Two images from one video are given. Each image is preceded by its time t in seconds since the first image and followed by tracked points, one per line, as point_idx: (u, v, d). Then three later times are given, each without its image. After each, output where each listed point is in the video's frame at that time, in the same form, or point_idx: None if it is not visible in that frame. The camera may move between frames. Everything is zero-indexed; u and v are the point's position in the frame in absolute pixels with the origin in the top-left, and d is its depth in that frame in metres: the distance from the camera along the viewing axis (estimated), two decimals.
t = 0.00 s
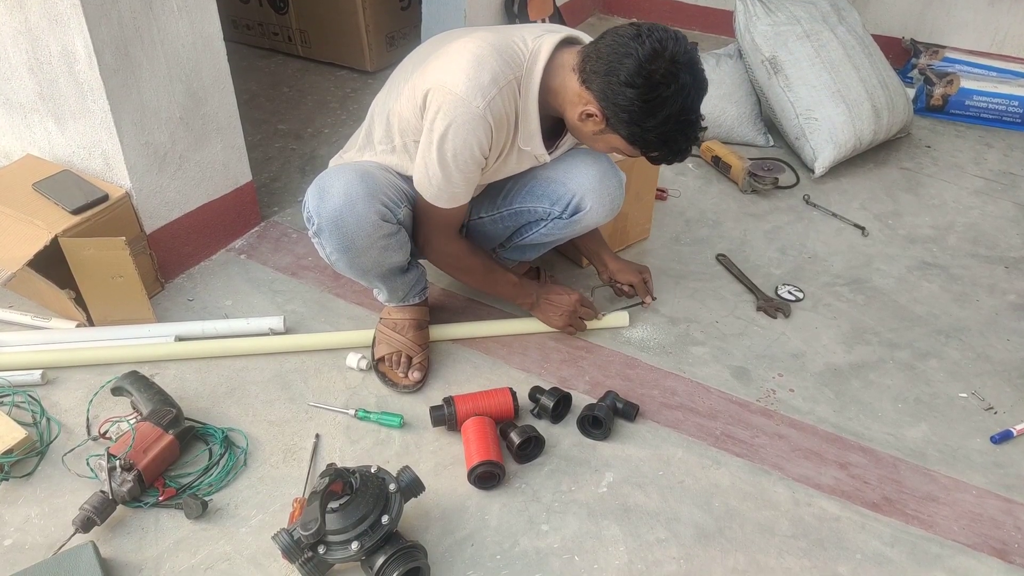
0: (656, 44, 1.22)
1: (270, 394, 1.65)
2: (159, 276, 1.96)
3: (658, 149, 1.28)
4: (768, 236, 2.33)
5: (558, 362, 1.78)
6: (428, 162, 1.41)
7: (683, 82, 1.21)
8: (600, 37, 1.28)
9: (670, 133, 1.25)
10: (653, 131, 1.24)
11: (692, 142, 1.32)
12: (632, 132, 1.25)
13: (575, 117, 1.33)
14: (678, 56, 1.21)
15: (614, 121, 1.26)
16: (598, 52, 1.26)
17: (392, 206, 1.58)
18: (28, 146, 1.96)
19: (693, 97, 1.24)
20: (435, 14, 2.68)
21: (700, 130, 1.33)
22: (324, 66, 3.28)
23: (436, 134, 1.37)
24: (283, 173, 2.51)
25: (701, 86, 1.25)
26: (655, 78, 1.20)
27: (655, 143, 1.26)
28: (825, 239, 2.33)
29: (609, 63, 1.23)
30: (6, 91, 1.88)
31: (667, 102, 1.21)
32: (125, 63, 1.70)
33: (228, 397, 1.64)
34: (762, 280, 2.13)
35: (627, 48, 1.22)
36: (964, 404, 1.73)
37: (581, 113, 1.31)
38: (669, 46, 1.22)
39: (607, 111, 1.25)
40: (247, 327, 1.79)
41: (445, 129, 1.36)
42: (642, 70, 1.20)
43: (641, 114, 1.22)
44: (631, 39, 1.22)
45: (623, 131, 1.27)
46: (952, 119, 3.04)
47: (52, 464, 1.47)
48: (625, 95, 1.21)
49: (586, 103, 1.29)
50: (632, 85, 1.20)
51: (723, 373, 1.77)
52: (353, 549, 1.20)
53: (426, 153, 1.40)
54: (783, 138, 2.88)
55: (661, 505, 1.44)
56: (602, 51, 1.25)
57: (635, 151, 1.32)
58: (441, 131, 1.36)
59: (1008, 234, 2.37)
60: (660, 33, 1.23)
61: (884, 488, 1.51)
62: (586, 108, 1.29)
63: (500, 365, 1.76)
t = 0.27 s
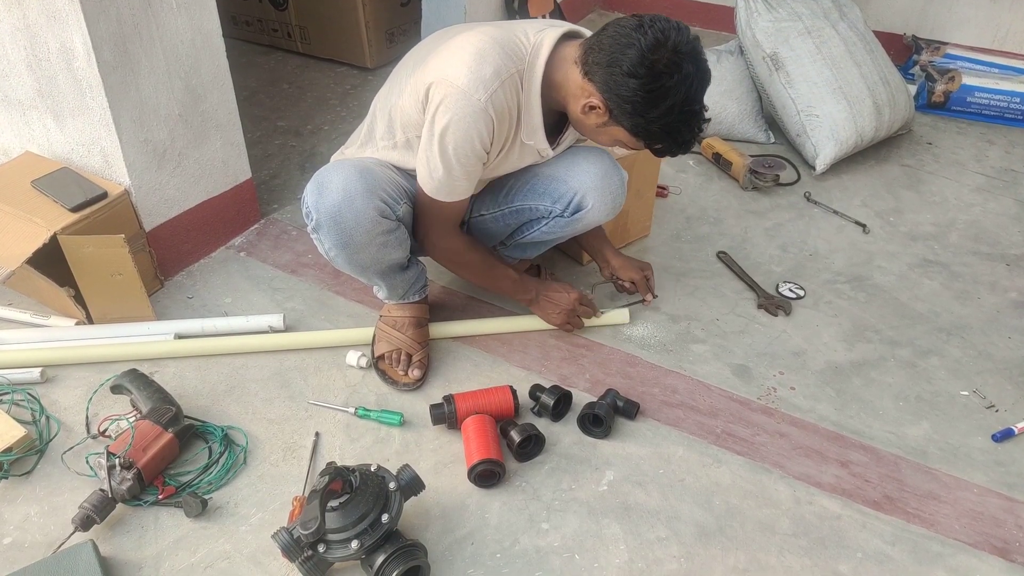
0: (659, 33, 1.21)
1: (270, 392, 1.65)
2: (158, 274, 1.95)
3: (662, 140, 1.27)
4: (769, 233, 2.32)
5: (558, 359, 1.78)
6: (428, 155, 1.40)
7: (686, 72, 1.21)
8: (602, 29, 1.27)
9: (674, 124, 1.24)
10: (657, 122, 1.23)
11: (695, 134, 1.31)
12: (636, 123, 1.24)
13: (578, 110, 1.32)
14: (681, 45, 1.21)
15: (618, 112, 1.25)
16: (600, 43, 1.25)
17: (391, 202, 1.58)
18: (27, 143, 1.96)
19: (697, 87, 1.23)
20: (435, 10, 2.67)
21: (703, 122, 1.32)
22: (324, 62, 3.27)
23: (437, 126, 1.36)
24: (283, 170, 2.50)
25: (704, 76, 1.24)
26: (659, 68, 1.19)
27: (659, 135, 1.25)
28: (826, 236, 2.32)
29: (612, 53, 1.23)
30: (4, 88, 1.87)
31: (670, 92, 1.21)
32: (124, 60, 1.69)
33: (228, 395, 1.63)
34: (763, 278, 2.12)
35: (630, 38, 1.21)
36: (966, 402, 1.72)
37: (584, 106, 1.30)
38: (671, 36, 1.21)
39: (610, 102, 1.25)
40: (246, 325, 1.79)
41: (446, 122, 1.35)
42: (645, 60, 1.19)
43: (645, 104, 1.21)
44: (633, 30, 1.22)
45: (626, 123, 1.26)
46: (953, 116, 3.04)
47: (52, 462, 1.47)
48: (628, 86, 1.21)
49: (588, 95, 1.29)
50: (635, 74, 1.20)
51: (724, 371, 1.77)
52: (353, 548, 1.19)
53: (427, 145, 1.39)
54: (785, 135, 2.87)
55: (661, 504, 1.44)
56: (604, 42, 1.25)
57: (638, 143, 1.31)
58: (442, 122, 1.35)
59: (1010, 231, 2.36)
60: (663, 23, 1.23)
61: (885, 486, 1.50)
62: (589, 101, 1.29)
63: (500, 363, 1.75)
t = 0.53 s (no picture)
0: (659, 29, 1.20)
1: (269, 390, 1.64)
2: (157, 271, 1.95)
3: (661, 136, 1.27)
4: (769, 230, 2.32)
5: (559, 357, 1.77)
6: (431, 152, 1.40)
7: (687, 67, 1.20)
8: (602, 24, 1.26)
9: (674, 119, 1.24)
10: (657, 118, 1.23)
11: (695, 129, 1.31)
12: (636, 119, 1.23)
13: (578, 106, 1.32)
14: (681, 41, 1.20)
15: (618, 108, 1.24)
16: (600, 39, 1.25)
17: (391, 198, 1.57)
18: (25, 140, 1.95)
19: (697, 83, 1.23)
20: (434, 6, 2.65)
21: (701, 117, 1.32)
22: (323, 58, 3.26)
23: (440, 123, 1.36)
24: (282, 167, 2.49)
25: (704, 72, 1.24)
26: (659, 63, 1.19)
27: (659, 130, 1.25)
28: (826, 233, 2.31)
29: (612, 49, 1.22)
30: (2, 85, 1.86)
31: (670, 88, 1.20)
32: (122, 56, 1.68)
33: (227, 393, 1.63)
34: (764, 275, 2.12)
35: (630, 33, 1.21)
36: (966, 400, 1.72)
37: (584, 102, 1.29)
38: (672, 31, 1.20)
39: (611, 98, 1.24)
40: (245, 322, 1.78)
41: (449, 119, 1.34)
42: (646, 55, 1.18)
43: (645, 101, 1.20)
44: (633, 25, 1.21)
45: (627, 118, 1.25)
46: (954, 112, 3.03)
47: (50, 460, 1.46)
48: (628, 82, 1.20)
49: (588, 91, 1.28)
50: (635, 70, 1.19)
51: (725, 368, 1.76)
52: (352, 546, 1.19)
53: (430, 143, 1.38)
54: (785, 131, 2.86)
55: (661, 501, 1.44)
56: (604, 38, 1.24)
57: (638, 139, 1.31)
58: (445, 119, 1.35)
59: (1011, 228, 2.36)
60: (663, 18, 1.22)
61: (885, 484, 1.50)
62: (589, 97, 1.28)
63: (500, 360, 1.75)
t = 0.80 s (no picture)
0: (665, 25, 1.19)
1: (269, 387, 1.64)
2: (156, 268, 1.94)
3: (668, 133, 1.26)
4: (771, 226, 2.31)
5: (559, 354, 1.77)
6: (434, 151, 1.39)
7: (693, 64, 1.19)
8: (607, 21, 1.26)
9: (680, 116, 1.23)
10: (663, 114, 1.21)
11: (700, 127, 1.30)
12: (643, 116, 1.22)
13: (583, 103, 1.30)
14: (688, 38, 1.19)
15: (624, 104, 1.23)
16: (606, 34, 1.24)
17: (390, 191, 1.56)
18: (23, 135, 1.94)
19: (703, 80, 1.22)
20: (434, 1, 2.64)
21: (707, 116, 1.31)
22: (323, 53, 3.25)
23: (443, 121, 1.35)
24: (281, 163, 2.48)
25: (710, 68, 1.23)
26: (665, 60, 1.18)
27: (664, 127, 1.24)
28: (828, 229, 2.31)
29: (618, 45, 1.21)
30: None
31: (677, 85, 1.19)
32: (120, 52, 1.67)
33: (226, 390, 1.63)
34: (765, 271, 2.11)
35: (637, 29, 1.20)
36: (968, 397, 1.71)
37: (589, 99, 1.28)
38: (678, 28, 1.20)
39: (616, 94, 1.23)
40: (245, 319, 1.78)
41: (452, 117, 1.34)
42: (652, 52, 1.17)
43: (651, 97, 1.19)
44: (640, 21, 1.20)
45: (632, 115, 1.24)
46: (957, 107, 3.01)
47: (49, 458, 1.46)
48: (635, 78, 1.19)
49: (594, 88, 1.27)
50: (642, 65, 1.18)
51: (726, 366, 1.76)
52: (352, 545, 1.19)
53: (434, 142, 1.38)
54: (787, 127, 2.85)
55: (662, 500, 1.43)
56: (610, 34, 1.23)
57: (644, 137, 1.30)
58: (448, 116, 1.34)
59: (1014, 225, 2.34)
60: (669, 15, 1.21)
61: (887, 482, 1.50)
62: (594, 94, 1.27)
63: (500, 358, 1.74)
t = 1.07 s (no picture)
0: (659, 3, 1.18)
1: (268, 384, 1.63)
2: (155, 264, 1.94)
3: (662, 114, 1.23)
4: (773, 222, 2.30)
5: (560, 351, 1.76)
6: (426, 132, 1.38)
7: (686, 41, 1.17)
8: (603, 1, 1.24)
9: (673, 96, 1.20)
10: (656, 94, 1.19)
11: (696, 110, 1.27)
12: (636, 95, 1.20)
13: (577, 84, 1.29)
14: (682, 16, 1.18)
15: (617, 84, 1.21)
16: (601, 14, 1.23)
17: (392, 163, 1.54)
18: (21, 131, 1.93)
19: (698, 60, 1.19)
20: None
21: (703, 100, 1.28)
22: (322, 48, 3.23)
23: (436, 101, 1.35)
24: (281, 158, 2.47)
25: (705, 50, 1.21)
26: (657, 36, 1.16)
27: (657, 107, 1.21)
28: (830, 225, 2.30)
29: (611, 23, 1.20)
30: None
31: (669, 62, 1.17)
32: (119, 47, 1.66)
33: (226, 387, 1.62)
34: (767, 267, 2.10)
35: (631, 7, 1.19)
36: (970, 394, 1.71)
37: (583, 79, 1.27)
38: (672, 7, 1.18)
39: (609, 73, 1.21)
40: (244, 316, 1.77)
41: (445, 97, 1.33)
42: (644, 28, 1.16)
43: (644, 75, 1.18)
44: None
45: (625, 95, 1.22)
46: (959, 102, 3.00)
47: (49, 455, 1.46)
48: (627, 55, 1.18)
49: (587, 68, 1.25)
50: (635, 42, 1.17)
51: (727, 363, 1.75)
52: (351, 543, 1.18)
53: (427, 122, 1.37)
54: (789, 122, 2.83)
55: (663, 497, 1.43)
56: (605, 13, 1.22)
57: (638, 119, 1.27)
58: (441, 96, 1.34)
59: (1016, 221, 2.33)
60: None
61: (889, 479, 1.49)
62: (587, 73, 1.25)
63: (501, 355, 1.74)
